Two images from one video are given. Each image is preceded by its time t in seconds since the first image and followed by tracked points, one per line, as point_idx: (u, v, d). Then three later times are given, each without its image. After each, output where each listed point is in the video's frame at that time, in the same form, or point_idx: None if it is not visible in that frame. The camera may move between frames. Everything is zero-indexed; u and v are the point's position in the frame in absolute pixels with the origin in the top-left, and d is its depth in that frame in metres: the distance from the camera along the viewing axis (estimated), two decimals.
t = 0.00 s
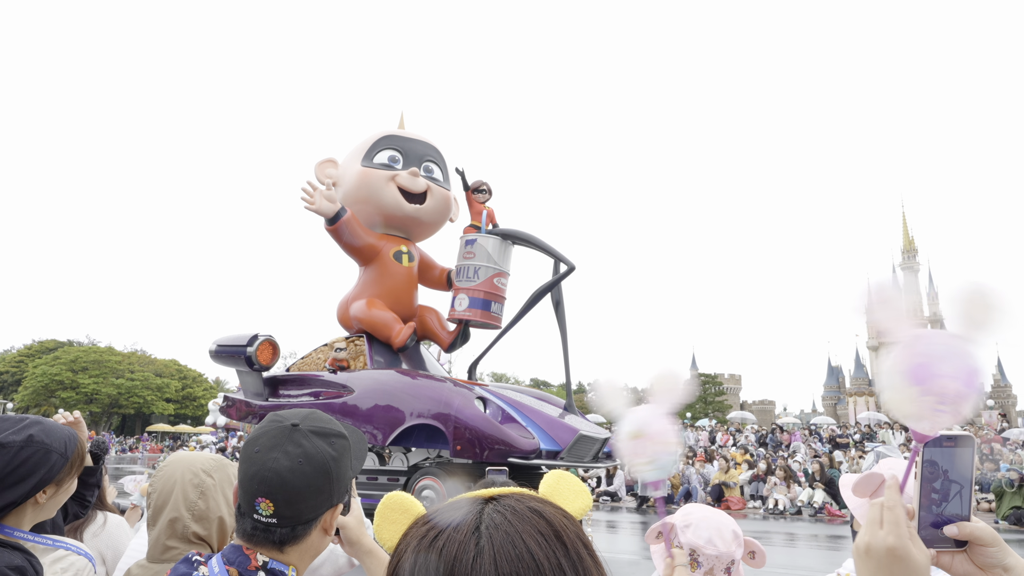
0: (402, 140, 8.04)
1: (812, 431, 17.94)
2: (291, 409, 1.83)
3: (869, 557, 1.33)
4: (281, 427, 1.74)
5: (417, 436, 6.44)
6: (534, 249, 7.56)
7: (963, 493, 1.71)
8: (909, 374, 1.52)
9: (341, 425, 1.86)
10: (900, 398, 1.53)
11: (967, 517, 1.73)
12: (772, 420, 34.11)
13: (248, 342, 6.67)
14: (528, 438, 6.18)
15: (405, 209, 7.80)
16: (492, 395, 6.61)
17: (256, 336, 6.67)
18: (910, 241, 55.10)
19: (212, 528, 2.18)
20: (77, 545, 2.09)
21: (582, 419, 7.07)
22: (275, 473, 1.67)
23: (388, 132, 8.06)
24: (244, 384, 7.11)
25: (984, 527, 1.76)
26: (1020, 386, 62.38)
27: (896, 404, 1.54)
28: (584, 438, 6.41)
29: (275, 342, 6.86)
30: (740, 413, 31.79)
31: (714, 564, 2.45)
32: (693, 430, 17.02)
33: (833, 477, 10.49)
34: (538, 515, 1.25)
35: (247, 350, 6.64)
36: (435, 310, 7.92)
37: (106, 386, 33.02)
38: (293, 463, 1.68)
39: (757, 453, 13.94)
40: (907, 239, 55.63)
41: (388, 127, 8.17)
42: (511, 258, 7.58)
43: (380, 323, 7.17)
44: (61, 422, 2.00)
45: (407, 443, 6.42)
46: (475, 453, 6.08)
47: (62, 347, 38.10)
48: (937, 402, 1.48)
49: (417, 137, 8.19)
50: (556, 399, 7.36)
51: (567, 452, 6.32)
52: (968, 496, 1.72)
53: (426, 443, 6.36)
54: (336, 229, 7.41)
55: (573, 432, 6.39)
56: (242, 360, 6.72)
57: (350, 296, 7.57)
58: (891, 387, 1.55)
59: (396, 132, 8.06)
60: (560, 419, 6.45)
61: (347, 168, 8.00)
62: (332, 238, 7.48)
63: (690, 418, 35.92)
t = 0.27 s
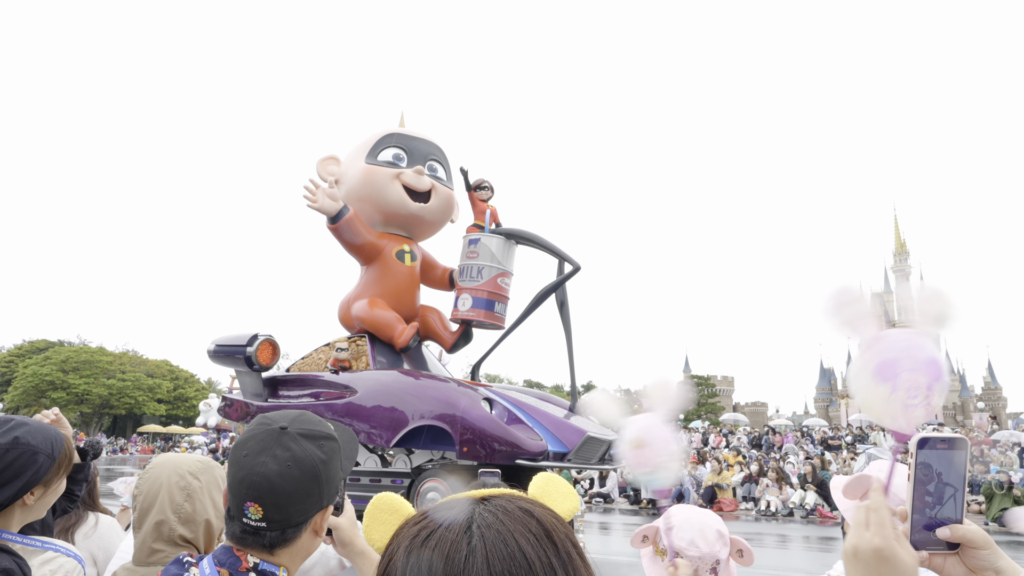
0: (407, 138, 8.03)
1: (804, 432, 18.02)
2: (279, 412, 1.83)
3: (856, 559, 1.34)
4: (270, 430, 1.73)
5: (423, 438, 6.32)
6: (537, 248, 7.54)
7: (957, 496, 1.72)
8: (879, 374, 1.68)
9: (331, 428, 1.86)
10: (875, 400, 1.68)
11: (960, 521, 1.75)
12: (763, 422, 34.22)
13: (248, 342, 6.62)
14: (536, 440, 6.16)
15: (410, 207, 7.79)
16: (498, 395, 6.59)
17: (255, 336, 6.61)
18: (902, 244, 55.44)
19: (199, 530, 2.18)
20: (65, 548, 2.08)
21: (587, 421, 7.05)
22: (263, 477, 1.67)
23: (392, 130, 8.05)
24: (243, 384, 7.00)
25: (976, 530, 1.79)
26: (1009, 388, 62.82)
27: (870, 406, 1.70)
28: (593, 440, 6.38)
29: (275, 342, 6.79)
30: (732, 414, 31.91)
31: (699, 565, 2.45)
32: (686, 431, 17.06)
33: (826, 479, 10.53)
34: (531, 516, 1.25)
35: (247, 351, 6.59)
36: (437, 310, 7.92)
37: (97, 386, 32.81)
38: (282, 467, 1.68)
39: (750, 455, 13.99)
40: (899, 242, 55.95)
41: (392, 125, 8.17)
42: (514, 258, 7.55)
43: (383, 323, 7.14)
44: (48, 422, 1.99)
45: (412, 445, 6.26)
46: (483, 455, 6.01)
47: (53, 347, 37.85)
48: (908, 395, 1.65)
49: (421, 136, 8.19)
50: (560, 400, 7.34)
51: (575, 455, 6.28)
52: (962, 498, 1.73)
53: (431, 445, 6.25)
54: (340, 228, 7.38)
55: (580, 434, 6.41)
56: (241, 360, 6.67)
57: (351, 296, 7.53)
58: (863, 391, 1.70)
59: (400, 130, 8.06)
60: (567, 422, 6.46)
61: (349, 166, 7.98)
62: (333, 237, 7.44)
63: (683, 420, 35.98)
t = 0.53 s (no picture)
0: (411, 139, 8.08)
1: (793, 434, 18.18)
2: (269, 413, 1.88)
3: (832, 552, 1.40)
4: (259, 431, 1.78)
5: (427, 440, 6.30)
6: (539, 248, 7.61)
7: (948, 498, 1.79)
8: (909, 377, 1.62)
9: (319, 430, 1.91)
10: (886, 393, 1.65)
11: (949, 522, 1.81)
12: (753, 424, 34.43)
13: (247, 342, 6.65)
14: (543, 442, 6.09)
15: (413, 208, 7.84)
16: (502, 396, 6.60)
17: (256, 335, 6.65)
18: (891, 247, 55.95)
19: (185, 530, 2.22)
20: (52, 548, 2.11)
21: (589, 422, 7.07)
22: (251, 478, 1.71)
23: (396, 130, 8.08)
24: (242, 386, 7.04)
25: (966, 531, 1.84)
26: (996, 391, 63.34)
27: (878, 398, 1.67)
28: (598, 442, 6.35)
29: (273, 341, 6.83)
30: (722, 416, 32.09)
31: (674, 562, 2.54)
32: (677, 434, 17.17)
33: (815, 480, 10.63)
34: (522, 515, 1.31)
35: (247, 351, 6.61)
36: (438, 310, 7.97)
37: (87, 388, 32.63)
38: (270, 468, 1.73)
39: (740, 456, 14.10)
40: (889, 246, 56.44)
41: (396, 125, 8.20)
42: (516, 258, 7.58)
43: (384, 325, 7.13)
44: (33, 422, 2.03)
45: (414, 447, 6.26)
46: (489, 457, 5.91)
47: (42, 348, 37.62)
48: (916, 411, 1.63)
49: (425, 136, 8.24)
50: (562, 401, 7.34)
51: (580, 456, 6.27)
52: (952, 501, 1.80)
53: (435, 447, 6.20)
54: (342, 227, 7.43)
55: (587, 435, 6.34)
56: (240, 360, 6.69)
57: (353, 296, 7.57)
58: (881, 380, 1.65)
59: (404, 131, 8.10)
60: (572, 422, 6.41)
61: (352, 163, 7.99)
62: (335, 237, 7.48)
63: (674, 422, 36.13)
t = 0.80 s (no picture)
0: (417, 139, 8.06)
1: (783, 435, 18.28)
2: (257, 415, 1.87)
3: (833, 551, 1.42)
4: (247, 433, 1.77)
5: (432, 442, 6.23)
6: (541, 248, 7.61)
7: (944, 500, 1.82)
8: (840, 373, 1.71)
9: (309, 431, 1.90)
10: (845, 400, 1.71)
11: (944, 525, 1.84)
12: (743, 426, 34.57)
13: (246, 343, 6.62)
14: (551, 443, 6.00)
15: (417, 210, 7.84)
16: (508, 398, 6.56)
17: (255, 336, 6.62)
18: (882, 250, 56.30)
19: (175, 530, 2.21)
20: (38, 549, 2.09)
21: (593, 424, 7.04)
22: (239, 481, 1.71)
23: (403, 130, 8.07)
24: (240, 387, 7.00)
25: (961, 533, 1.85)
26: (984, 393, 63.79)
27: (841, 408, 1.72)
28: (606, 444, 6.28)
29: (274, 342, 6.78)
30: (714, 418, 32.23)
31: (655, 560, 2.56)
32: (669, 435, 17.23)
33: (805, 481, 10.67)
34: (513, 514, 1.31)
35: (246, 351, 6.58)
36: (440, 311, 7.97)
37: (77, 389, 32.43)
38: (258, 471, 1.72)
39: (731, 458, 14.15)
40: (880, 249, 56.77)
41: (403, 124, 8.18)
42: (519, 258, 7.58)
43: (386, 324, 7.15)
44: (17, 424, 2.02)
45: (419, 449, 6.17)
46: (497, 459, 5.83)
47: (32, 349, 37.37)
48: (874, 391, 1.67)
49: (432, 138, 8.24)
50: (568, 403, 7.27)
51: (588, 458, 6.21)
52: (948, 503, 1.83)
53: (440, 448, 6.12)
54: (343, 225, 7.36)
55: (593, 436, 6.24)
56: (239, 361, 6.66)
57: (354, 295, 7.56)
58: (833, 394, 1.74)
59: (410, 131, 8.08)
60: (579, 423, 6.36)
61: (357, 161, 7.96)
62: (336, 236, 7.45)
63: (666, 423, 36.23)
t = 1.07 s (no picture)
0: (425, 139, 8.03)
1: (775, 437, 18.37)
2: (249, 414, 1.87)
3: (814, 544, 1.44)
4: (240, 433, 1.78)
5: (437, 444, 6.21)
6: (544, 248, 7.62)
7: (937, 497, 1.84)
8: (866, 358, 1.65)
9: (301, 431, 1.90)
10: (847, 381, 1.67)
11: (938, 522, 1.85)
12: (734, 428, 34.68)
13: (246, 342, 6.59)
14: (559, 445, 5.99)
15: (422, 211, 7.83)
16: (513, 398, 6.55)
17: (254, 336, 6.59)
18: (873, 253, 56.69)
19: (168, 530, 2.20)
20: (26, 549, 2.08)
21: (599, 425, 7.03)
22: (230, 480, 1.70)
23: (411, 128, 8.02)
24: (239, 386, 6.97)
25: (954, 531, 1.87)
26: (973, 395, 64.20)
27: (839, 385, 1.70)
28: (613, 444, 6.31)
29: (274, 342, 6.75)
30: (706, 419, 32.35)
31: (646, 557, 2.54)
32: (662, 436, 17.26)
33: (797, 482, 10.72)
34: (504, 522, 1.32)
35: (246, 351, 6.56)
36: (443, 310, 7.95)
37: (67, 389, 32.19)
38: (249, 470, 1.72)
39: (723, 458, 14.20)
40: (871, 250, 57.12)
41: (410, 122, 8.12)
42: (522, 257, 7.58)
43: (389, 324, 7.08)
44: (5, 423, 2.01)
45: (425, 450, 6.13)
46: (503, 460, 5.77)
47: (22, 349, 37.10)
48: (883, 386, 1.64)
49: (439, 139, 8.22)
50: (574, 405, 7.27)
51: (596, 458, 6.22)
52: (941, 501, 1.85)
53: (445, 450, 6.07)
54: (344, 223, 7.26)
55: (601, 438, 6.30)
56: (239, 360, 6.64)
57: (356, 295, 7.52)
58: (839, 370, 1.70)
59: (418, 130, 8.03)
60: (587, 426, 6.38)
61: (363, 157, 7.87)
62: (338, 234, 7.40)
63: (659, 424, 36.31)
